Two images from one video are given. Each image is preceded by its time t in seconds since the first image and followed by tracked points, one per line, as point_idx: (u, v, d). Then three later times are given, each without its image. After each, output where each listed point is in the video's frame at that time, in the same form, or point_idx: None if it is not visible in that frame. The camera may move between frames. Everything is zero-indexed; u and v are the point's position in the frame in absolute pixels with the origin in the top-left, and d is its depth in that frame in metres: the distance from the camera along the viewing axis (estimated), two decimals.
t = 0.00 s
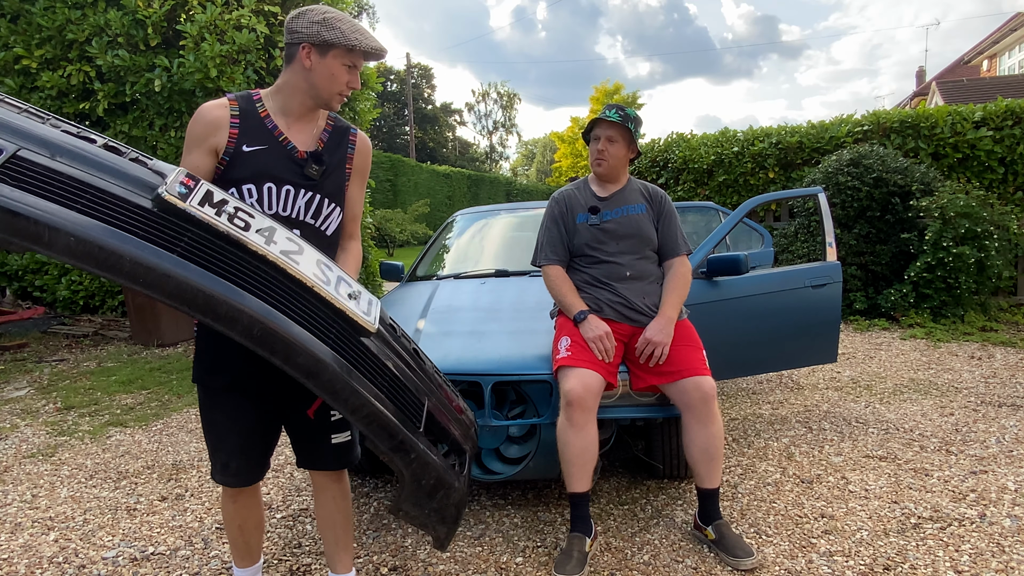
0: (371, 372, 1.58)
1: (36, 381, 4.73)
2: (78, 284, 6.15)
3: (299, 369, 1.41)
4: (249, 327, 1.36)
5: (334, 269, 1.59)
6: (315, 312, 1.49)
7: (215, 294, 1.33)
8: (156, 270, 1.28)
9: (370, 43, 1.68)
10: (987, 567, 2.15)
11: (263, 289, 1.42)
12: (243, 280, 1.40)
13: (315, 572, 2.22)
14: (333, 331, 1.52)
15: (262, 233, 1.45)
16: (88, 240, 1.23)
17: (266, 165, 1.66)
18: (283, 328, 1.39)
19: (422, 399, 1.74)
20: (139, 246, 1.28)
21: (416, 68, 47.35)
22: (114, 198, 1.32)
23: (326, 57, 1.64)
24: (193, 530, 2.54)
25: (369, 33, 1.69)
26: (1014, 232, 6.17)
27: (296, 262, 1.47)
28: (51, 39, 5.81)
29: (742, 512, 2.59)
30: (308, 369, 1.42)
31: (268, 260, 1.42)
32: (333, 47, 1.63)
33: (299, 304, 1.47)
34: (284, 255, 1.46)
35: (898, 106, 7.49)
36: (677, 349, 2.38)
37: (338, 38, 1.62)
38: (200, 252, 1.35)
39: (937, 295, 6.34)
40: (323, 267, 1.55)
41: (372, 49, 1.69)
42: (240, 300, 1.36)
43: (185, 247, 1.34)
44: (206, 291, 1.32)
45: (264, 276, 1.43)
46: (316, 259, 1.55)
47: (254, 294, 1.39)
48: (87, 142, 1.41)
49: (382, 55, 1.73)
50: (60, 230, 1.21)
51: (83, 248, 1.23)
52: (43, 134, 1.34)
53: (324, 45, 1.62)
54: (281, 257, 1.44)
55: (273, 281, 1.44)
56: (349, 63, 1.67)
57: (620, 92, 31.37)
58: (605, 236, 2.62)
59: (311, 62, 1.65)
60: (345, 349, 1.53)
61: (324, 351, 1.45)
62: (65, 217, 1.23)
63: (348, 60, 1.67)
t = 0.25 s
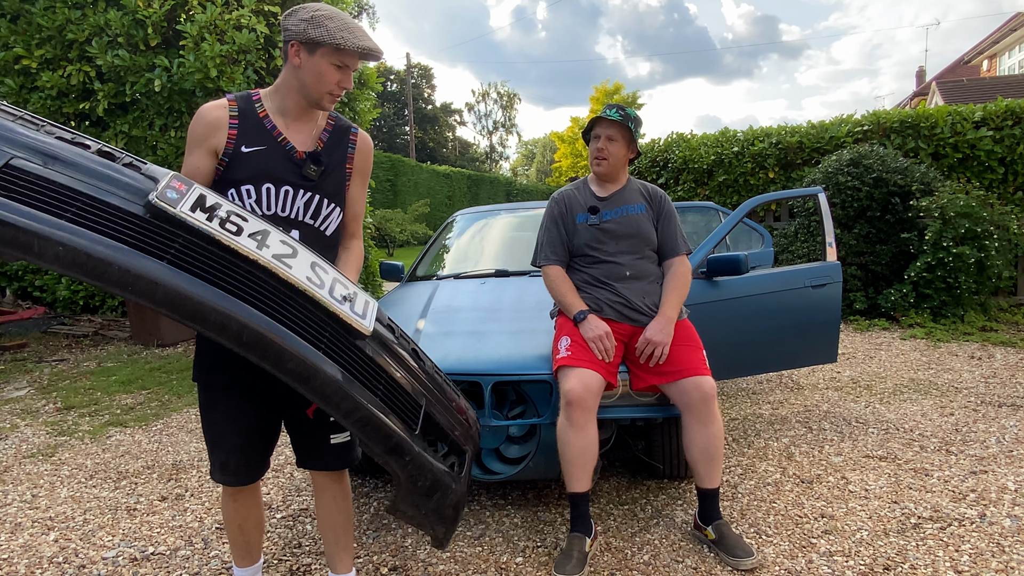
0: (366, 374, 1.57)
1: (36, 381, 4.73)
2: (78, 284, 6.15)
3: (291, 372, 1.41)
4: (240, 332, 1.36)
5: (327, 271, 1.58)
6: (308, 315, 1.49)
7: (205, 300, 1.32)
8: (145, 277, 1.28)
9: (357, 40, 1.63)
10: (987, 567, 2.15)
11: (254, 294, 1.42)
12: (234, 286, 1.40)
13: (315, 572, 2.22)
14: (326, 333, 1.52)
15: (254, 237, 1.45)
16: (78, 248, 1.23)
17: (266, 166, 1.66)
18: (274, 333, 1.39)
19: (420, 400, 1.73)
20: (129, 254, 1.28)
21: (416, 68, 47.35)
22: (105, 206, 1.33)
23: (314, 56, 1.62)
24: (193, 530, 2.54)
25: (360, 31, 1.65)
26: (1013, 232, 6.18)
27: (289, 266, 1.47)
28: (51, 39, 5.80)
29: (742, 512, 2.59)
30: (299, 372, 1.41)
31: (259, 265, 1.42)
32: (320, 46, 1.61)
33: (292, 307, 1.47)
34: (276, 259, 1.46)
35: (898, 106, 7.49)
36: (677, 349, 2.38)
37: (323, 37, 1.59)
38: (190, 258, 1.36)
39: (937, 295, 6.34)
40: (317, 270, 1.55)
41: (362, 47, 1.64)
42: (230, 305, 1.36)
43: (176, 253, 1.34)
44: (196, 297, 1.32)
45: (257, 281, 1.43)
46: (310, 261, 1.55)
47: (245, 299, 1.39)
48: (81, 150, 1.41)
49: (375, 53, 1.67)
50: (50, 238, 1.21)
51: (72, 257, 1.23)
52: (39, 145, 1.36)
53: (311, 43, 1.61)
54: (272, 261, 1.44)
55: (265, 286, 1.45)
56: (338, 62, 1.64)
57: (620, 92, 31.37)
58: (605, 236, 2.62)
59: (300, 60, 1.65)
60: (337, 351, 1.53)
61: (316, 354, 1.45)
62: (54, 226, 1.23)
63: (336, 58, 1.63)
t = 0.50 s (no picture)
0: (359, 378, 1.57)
1: (36, 381, 4.73)
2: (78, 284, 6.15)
3: (282, 379, 1.41)
4: (230, 339, 1.35)
5: (322, 276, 1.58)
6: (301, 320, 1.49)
7: (196, 310, 1.32)
8: (136, 286, 1.28)
9: (328, 40, 1.56)
10: (987, 567, 2.15)
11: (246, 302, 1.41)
12: (225, 292, 1.40)
13: (315, 572, 2.22)
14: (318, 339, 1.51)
15: (246, 244, 1.45)
16: (69, 259, 1.23)
17: (265, 168, 1.66)
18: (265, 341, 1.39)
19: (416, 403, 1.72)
20: (119, 264, 1.28)
21: (416, 68, 47.35)
22: (99, 214, 1.33)
23: (294, 57, 1.60)
24: (193, 530, 2.54)
25: (341, 33, 1.59)
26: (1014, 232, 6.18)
27: (280, 273, 1.47)
28: (51, 39, 5.80)
29: (742, 512, 2.59)
30: (290, 379, 1.41)
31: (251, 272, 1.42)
32: (299, 47, 1.58)
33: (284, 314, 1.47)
34: (267, 266, 1.46)
35: (898, 106, 7.49)
36: (677, 350, 2.38)
37: (298, 38, 1.56)
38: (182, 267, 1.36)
39: (937, 295, 6.34)
40: (311, 275, 1.55)
41: (341, 49, 1.58)
42: (220, 314, 1.35)
43: (166, 262, 1.35)
44: (186, 306, 1.32)
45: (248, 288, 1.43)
46: (303, 267, 1.55)
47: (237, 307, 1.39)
48: (77, 159, 1.42)
49: (355, 56, 1.60)
50: (43, 250, 1.21)
51: (63, 268, 1.22)
52: (35, 154, 1.37)
53: (291, 43, 1.58)
54: (264, 267, 1.45)
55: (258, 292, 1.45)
56: (317, 64, 1.59)
57: (620, 92, 31.36)
58: (605, 236, 2.62)
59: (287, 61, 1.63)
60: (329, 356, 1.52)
61: (307, 361, 1.44)
62: (46, 236, 1.23)
63: (316, 60, 1.59)
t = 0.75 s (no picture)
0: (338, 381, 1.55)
1: (36, 381, 4.73)
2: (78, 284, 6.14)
3: (256, 383, 1.39)
4: (201, 344, 1.34)
5: (298, 280, 1.57)
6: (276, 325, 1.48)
7: (167, 315, 1.31)
8: (105, 293, 1.27)
9: (284, 43, 1.53)
10: (987, 567, 2.15)
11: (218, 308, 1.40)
12: (198, 299, 1.39)
13: (315, 572, 2.22)
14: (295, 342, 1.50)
15: (219, 250, 1.46)
16: (37, 268, 1.22)
17: (244, 172, 1.67)
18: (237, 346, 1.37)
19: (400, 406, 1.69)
20: (89, 272, 1.27)
21: (415, 68, 47.35)
22: (71, 225, 1.33)
23: (258, 61, 1.59)
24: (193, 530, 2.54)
25: (299, 34, 1.55)
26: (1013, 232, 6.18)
27: (254, 278, 1.47)
28: (51, 39, 5.80)
29: (742, 512, 2.59)
30: (263, 383, 1.39)
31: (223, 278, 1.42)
32: (261, 51, 1.57)
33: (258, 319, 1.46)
34: (240, 271, 1.46)
35: (898, 106, 7.49)
36: (677, 350, 2.38)
37: (257, 42, 1.55)
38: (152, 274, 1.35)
39: (937, 295, 6.34)
40: (286, 279, 1.54)
41: (299, 52, 1.55)
42: (191, 319, 1.34)
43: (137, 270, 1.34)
44: (156, 312, 1.31)
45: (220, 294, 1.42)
46: (279, 271, 1.54)
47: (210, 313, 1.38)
48: (54, 172, 1.43)
49: (314, 56, 1.56)
50: (12, 262, 1.21)
51: (31, 277, 1.22)
52: (10, 167, 1.38)
53: (255, 48, 1.58)
54: (236, 273, 1.45)
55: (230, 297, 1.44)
56: (279, 67, 1.58)
57: (620, 92, 31.35)
58: (605, 236, 2.62)
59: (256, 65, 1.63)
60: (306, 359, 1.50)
61: (281, 364, 1.43)
62: (15, 246, 1.23)
63: (278, 63, 1.57)
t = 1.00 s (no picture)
0: (298, 368, 1.53)
1: (36, 381, 4.73)
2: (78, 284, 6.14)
3: (213, 375, 1.37)
4: (151, 340, 1.32)
5: (244, 271, 1.54)
6: (227, 315, 1.45)
7: (111, 314, 1.29)
8: (45, 297, 1.24)
9: (180, 44, 1.49)
10: (987, 567, 2.15)
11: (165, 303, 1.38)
12: (143, 297, 1.36)
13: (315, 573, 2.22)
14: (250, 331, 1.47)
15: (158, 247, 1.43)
16: None
17: (172, 182, 1.62)
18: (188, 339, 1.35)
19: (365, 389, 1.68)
20: (26, 277, 1.24)
21: (415, 68, 47.35)
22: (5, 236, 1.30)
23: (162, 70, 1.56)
24: (193, 530, 2.54)
25: (195, 34, 1.51)
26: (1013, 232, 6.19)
27: (197, 271, 1.44)
28: (51, 39, 5.79)
29: (742, 512, 2.59)
30: (220, 373, 1.38)
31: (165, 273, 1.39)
32: (163, 58, 1.54)
33: (208, 312, 1.42)
34: (182, 265, 1.42)
35: (897, 107, 7.50)
36: (677, 349, 2.38)
37: (157, 48, 1.52)
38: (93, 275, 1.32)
39: (937, 295, 6.34)
40: (232, 270, 1.51)
41: (195, 51, 1.51)
42: (138, 316, 1.31)
43: (77, 271, 1.31)
44: (100, 311, 1.28)
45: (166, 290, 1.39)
46: (223, 263, 1.51)
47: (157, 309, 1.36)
48: None
49: (212, 54, 1.52)
50: None
51: None
52: None
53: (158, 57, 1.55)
54: (179, 266, 1.41)
55: (177, 293, 1.40)
56: (182, 71, 1.54)
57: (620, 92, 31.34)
58: (605, 236, 2.62)
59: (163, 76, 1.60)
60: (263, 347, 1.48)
61: (237, 354, 1.41)
62: None
63: (180, 67, 1.53)
